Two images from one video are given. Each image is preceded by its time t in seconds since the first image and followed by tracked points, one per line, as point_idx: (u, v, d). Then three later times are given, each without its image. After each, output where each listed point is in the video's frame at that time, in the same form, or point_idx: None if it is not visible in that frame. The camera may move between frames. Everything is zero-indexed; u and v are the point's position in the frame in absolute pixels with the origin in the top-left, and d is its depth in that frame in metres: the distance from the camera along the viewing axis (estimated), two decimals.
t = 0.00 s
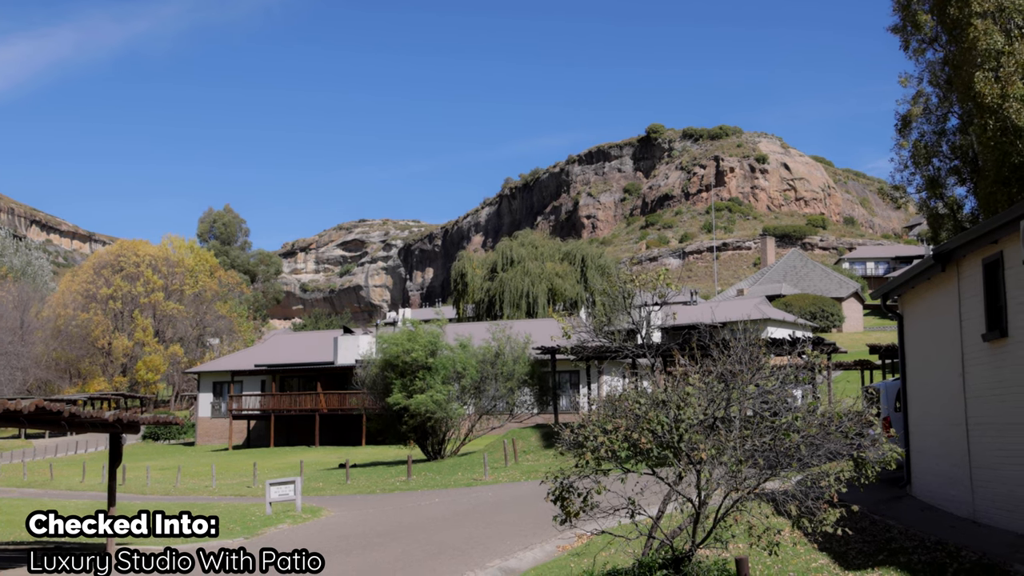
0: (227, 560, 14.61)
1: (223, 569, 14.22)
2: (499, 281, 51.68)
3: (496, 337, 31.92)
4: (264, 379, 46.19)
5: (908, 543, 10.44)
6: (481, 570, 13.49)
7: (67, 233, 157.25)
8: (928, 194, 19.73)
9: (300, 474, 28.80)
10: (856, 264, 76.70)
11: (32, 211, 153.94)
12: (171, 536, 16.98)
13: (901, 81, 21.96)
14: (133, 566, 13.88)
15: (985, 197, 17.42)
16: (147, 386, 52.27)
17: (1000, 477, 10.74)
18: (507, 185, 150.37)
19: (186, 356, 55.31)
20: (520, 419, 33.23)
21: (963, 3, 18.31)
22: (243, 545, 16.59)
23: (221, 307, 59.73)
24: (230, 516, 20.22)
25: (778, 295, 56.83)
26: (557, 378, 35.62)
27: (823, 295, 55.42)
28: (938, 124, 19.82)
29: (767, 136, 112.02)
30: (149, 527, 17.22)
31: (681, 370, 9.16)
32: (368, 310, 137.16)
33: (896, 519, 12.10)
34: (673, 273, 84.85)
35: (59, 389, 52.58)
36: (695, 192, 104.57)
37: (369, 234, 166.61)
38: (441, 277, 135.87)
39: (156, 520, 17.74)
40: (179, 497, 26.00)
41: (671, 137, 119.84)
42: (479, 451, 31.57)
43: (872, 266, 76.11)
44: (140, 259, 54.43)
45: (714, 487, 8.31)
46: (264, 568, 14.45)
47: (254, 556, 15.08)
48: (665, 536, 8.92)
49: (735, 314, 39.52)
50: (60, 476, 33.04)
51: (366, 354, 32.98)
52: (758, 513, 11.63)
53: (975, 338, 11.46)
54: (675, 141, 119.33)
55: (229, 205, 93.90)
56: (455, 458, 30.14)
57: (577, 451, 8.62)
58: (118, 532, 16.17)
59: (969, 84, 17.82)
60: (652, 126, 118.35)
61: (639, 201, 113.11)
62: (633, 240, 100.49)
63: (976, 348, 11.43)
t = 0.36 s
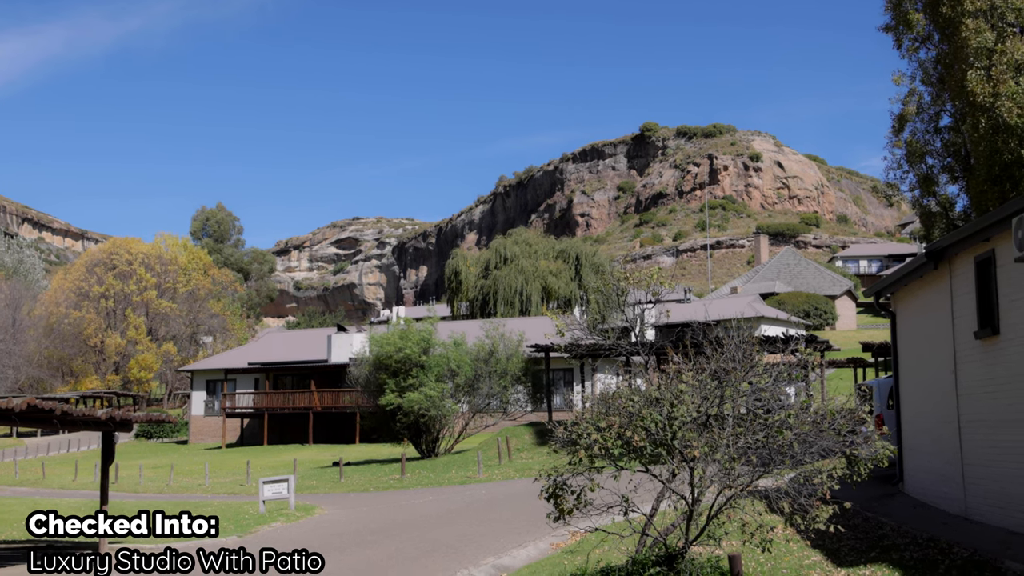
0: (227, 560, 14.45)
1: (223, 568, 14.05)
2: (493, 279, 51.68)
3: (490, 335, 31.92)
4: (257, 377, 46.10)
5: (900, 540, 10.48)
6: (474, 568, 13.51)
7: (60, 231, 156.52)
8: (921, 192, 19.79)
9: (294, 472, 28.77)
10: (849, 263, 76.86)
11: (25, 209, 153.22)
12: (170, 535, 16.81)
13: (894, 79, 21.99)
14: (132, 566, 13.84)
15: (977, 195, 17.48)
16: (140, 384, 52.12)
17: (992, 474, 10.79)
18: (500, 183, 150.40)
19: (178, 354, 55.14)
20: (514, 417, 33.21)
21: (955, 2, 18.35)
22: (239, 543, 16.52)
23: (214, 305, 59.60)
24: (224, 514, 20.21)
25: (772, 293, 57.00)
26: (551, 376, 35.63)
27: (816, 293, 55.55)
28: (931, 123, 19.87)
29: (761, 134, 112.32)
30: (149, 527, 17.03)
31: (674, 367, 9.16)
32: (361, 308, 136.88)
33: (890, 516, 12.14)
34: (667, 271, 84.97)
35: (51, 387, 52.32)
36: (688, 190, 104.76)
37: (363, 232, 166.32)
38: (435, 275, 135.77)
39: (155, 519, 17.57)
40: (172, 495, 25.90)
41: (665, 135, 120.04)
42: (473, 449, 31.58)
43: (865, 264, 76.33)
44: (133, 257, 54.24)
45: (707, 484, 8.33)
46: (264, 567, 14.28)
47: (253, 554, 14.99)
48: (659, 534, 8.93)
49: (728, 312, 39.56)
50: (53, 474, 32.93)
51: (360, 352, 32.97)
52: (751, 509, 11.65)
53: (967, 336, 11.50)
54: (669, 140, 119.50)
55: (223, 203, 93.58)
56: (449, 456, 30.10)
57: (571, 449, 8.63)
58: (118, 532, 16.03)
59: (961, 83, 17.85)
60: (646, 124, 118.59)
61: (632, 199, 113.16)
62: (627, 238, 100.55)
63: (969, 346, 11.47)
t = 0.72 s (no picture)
0: (227, 560, 14.16)
1: (223, 568, 13.84)
2: (486, 274, 51.64)
3: (484, 331, 31.91)
4: (250, 373, 46.03)
5: (892, 535, 10.52)
6: (468, 563, 13.50)
7: (51, 227, 155.67)
8: (914, 188, 19.83)
9: (287, 468, 28.72)
10: (842, 258, 77.05)
11: (16, 204, 152.36)
12: (169, 535, 16.57)
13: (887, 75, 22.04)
14: (133, 566, 13.78)
15: (969, 191, 17.51)
16: (133, 380, 51.95)
17: (983, 468, 10.83)
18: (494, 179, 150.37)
19: (171, 350, 54.97)
20: (507, 413, 33.18)
21: None
22: (236, 540, 16.35)
23: (207, 301, 59.44)
24: (217, 511, 20.18)
25: (765, 289, 57.16)
26: (545, 371, 35.63)
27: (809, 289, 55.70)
28: (924, 119, 19.90)
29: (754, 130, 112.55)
30: (150, 526, 16.56)
31: (667, 363, 9.16)
32: (355, 304, 136.60)
33: (881, 511, 12.18)
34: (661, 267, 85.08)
35: (44, 383, 52.07)
36: (682, 186, 104.93)
37: (357, 228, 165.99)
38: (429, 271, 135.65)
39: (155, 517, 17.25)
40: (165, 491, 25.85)
41: (658, 131, 120.17)
42: (466, 445, 31.59)
43: (857, 260, 76.55)
44: (125, 253, 54.00)
45: (699, 479, 8.35)
46: (265, 567, 14.03)
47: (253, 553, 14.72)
48: (651, 529, 8.93)
49: (721, 308, 39.64)
50: (45, 470, 32.81)
51: (353, 348, 32.95)
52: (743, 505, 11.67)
53: (958, 331, 11.56)
54: (662, 136, 119.63)
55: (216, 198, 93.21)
56: (442, 451, 30.10)
57: (564, 444, 8.64)
58: (117, 531, 15.87)
59: (953, 79, 17.89)
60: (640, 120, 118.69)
61: (626, 195, 113.26)
62: (620, 234, 100.60)
63: (960, 341, 11.51)
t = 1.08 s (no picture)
0: (227, 560, 13.87)
1: (223, 568, 13.48)
2: (476, 268, 51.58)
3: (474, 325, 31.91)
4: (240, 367, 45.91)
5: (879, 527, 10.58)
6: (457, 556, 13.52)
7: (39, 220, 154.44)
8: (903, 182, 19.90)
9: (276, 462, 28.68)
10: (831, 253, 77.34)
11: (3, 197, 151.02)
12: (169, 535, 16.39)
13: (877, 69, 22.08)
14: (133, 566, 13.50)
15: (958, 185, 17.56)
16: (121, 375, 51.72)
17: (970, 461, 10.90)
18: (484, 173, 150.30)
19: (160, 344, 54.71)
20: (497, 406, 33.18)
21: None
22: (225, 534, 16.36)
23: (196, 295, 59.22)
24: (206, 504, 20.14)
25: (755, 283, 57.37)
26: (535, 365, 35.65)
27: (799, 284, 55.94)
28: (913, 113, 19.95)
29: (745, 125, 112.84)
30: (149, 527, 16.39)
31: (656, 356, 9.17)
32: (345, 298, 136.24)
33: (869, 503, 12.26)
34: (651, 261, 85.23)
35: (31, 377, 51.70)
36: (672, 180, 105.11)
37: (347, 222, 165.53)
38: (419, 265, 135.47)
39: (155, 519, 16.94)
40: (154, 486, 25.74)
41: (649, 125, 120.38)
42: (456, 439, 31.59)
43: (847, 255, 76.86)
44: (114, 246, 53.67)
45: (688, 472, 8.39)
46: (264, 568, 13.60)
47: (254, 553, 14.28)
48: (640, 521, 8.95)
49: (710, 302, 39.74)
50: (33, 465, 32.64)
51: (343, 342, 32.90)
52: (732, 497, 11.72)
53: (946, 326, 11.61)
54: (653, 130, 119.84)
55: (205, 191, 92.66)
56: (432, 445, 30.11)
57: (554, 437, 8.64)
58: (117, 532, 15.71)
59: (941, 74, 17.97)
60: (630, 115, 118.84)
61: (617, 189, 113.40)
62: (610, 228, 100.66)
63: (948, 335, 11.57)
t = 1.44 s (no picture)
0: (226, 560, 13.17)
1: (223, 568, 12.85)
2: (460, 262, 51.46)
3: (458, 319, 31.86)
4: (222, 360, 45.62)
5: (859, 519, 10.66)
6: (440, 550, 13.50)
7: (18, 213, 152.65)
8: (885, 178, 20.03)
9: (259, 456, 28.55)
10: (814, 248, 77.81)
11: None
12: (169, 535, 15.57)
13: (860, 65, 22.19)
14: (132, 566, 13.00)
15: (938, 181, 17.64)
16: (102, 368, 51.27)
17: (950, 454, 10.99)
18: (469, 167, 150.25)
19: (142, 338, 54.25)
20: (481, 400, 33.15)
21: None
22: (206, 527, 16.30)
23: (178, 289, 58.77)
24: (187, 498, 20.02)
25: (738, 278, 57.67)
26: (519, 359, 35.65)
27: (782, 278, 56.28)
28: (895, 109, 20.06)
29: (729, 120, 113.33)
30: (150, 527, 15.59)
31: (639, 349, 9.18)
32: (328, 292, 135.59)
33: (849, 496, 12.34)
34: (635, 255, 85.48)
35: (11, 371, 51.12)
36: (656, 175, 105.43)
37: (331, 215, 164.78)
38: (403, 259, 135.19)
39: (154, 518, 16.17)
40: (135, 480, 25.49)
41: (633, 120, 120.73)
42: (440, 432, 31.54)
43: (830, 250, 77.33)
44: (94, 239, 53.15)
45: (670, 465, 8.39)
46: (264, 568, 12.97)
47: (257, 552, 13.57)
48: (622, 514, 8.95)
49: (693, 296, 39.88)
50: (12, 459, 32.30)
51: (326, 336, 32.78)
52: (714, 490, 11.78)
53: (927, 320, 11.69)
54: (637, 125, 120.27)
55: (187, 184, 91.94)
56: (416, 439, 30.01)
57: (536, 430, 8.64)
58: (118, 532, 15.23)
59: (922, 71, 18.08)
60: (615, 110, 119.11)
61: (601, 183, 113.59)
62: (594, 223, 100.81)
63: (929, 330, 11.66)
